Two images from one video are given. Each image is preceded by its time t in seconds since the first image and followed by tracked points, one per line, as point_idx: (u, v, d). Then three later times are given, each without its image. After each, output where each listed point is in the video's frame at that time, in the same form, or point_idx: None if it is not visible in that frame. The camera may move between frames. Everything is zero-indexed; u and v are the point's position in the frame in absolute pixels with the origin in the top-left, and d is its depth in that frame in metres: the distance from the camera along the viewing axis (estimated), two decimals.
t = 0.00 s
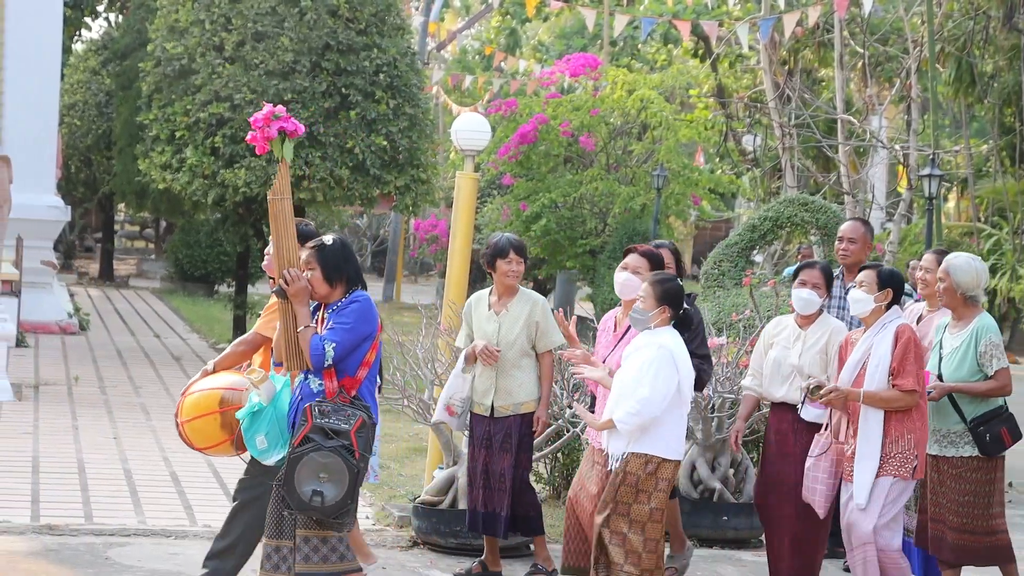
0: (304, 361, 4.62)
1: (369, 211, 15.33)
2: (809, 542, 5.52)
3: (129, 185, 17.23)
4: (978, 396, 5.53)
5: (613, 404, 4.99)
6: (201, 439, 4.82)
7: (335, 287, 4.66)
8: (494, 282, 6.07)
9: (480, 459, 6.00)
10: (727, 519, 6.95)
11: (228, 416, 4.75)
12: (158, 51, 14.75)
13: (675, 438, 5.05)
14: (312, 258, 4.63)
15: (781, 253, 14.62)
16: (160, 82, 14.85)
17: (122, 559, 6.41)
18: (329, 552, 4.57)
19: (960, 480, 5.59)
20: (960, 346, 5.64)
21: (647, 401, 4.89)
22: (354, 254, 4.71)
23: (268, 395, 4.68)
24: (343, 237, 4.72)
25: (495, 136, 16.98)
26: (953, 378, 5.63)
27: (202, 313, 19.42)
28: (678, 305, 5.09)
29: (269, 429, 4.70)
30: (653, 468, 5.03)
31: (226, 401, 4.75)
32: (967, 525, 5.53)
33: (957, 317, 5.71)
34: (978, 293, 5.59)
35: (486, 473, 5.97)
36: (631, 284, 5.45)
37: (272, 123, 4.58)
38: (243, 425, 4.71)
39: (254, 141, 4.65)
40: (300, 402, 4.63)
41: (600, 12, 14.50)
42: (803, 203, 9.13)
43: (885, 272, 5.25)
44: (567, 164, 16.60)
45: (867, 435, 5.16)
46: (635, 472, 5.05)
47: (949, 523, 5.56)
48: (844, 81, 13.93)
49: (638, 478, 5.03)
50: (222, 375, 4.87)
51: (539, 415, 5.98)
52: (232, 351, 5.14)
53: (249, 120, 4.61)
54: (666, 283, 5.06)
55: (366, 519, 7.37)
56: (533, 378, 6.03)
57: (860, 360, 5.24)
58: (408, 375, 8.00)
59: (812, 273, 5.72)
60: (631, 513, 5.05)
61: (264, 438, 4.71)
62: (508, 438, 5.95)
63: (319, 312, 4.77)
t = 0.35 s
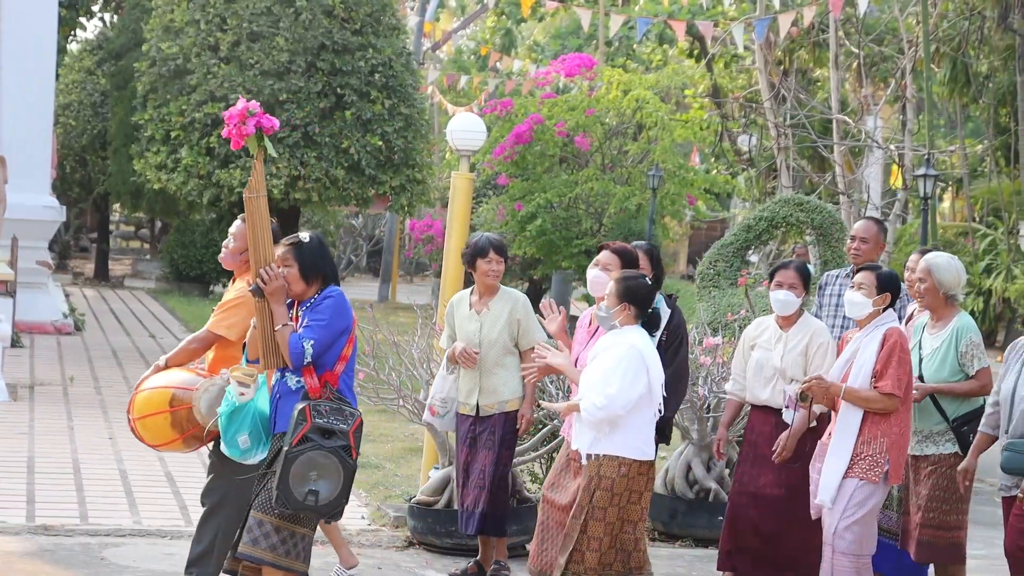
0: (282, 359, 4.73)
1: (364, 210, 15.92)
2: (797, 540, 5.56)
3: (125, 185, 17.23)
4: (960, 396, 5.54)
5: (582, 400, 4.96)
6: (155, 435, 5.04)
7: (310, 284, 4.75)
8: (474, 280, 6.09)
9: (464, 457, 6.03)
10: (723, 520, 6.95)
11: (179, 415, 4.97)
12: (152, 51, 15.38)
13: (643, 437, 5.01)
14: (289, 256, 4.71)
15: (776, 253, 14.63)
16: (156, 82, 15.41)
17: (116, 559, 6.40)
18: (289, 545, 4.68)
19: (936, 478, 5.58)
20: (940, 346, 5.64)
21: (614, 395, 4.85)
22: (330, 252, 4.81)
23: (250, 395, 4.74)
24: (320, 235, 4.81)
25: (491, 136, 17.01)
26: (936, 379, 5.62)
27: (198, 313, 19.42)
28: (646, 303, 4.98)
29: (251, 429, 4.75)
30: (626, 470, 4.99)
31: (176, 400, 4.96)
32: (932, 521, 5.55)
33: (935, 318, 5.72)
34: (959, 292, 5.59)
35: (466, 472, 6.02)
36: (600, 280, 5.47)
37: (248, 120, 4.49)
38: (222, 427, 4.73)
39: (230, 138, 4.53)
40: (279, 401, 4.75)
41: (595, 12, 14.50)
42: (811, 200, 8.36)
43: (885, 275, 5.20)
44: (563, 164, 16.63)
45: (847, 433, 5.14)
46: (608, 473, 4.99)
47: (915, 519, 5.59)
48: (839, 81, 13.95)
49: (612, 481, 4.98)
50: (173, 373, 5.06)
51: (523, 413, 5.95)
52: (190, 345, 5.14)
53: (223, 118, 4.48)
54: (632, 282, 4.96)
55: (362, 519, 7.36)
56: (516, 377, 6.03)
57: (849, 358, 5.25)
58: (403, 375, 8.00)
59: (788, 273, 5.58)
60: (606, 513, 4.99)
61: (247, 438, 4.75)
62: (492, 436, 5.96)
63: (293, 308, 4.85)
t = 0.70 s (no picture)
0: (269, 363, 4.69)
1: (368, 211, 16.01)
2: (770, 543, 5.57)
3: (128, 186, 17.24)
4: (951, 399, 5.52)
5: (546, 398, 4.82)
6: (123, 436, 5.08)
7: (293, 287, 4.71)
8: (474, 281, 6.10)
9: (467, 460, 6.02)
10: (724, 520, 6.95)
11: (145, 417, 4.99)
12: (157, 50, 15.40)
13: (613, 439, 4.94)
14: (271, 257, 4.67)
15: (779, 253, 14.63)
16: (159, 82, 15.52)
17: (119, 559, 6.41)
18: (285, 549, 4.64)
19: (928, 479, 5.58)
20: (932, 347, 5.62)
21: (584, 392, 4.75)
22: (314, 254, 4.76)
23: (238, 399, 4.69)
24: (303, 239, 4.78)
25: (494, 136, 17.02)
26: (927, 382, 5.60)
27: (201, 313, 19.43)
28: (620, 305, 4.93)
29: (241, 433, 4.72)
30: (603, 471, 4.94)
31: (144, 400, 4.98)
32: (923, 523, 5.54)
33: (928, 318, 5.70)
34: (954, 293, 5.62)
35: (472, 473, 6.00)
36: (564, 274, 5.66)
37: (224, 125, 4.54)
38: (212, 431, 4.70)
39: (203, 142, 4.59)
40: (266, 405, 4.69)
41: (598, 12, 14.47)
42: (816, 200, 8.35)
43: (892, 278, 5.20)
44: (566, 164, 16.62)
45: (835, 434, 5.15)
46: (586, 476, 4.95)
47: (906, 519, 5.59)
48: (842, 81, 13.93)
49: (590, 483, 4.94)
50: (138, 371, 5.13)
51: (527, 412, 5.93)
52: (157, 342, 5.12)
53: (200, 122, 4.58)
54: (608, 281, 4.94)
55: (365, 518, 7.37)
56: (516, 376, 5.99)
57: (844, 357, 5.24)
58: (407, 375, 8.02)
59: (760, 269, 5.62)
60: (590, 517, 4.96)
61: (237, 441, 4.72)
62: (496, 437, 5.95)
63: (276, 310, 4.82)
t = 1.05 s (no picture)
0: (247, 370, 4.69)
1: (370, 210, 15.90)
2: (743, 545, 5.57)
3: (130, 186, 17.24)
4: (938, 398, 5.53)
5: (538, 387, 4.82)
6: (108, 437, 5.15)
7: (272, 291, 4.76)
8: (484, 279, 6.10)
9: (471, 460, 6.01)
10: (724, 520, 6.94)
11: (138, 421, 5.07)
12: (158, 49, 15.69)
13: (602, 436, 5.02)
14: (248, 262, 4.72)
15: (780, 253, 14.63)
16: (160, 81, 15.77)
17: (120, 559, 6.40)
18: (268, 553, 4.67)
19: (916, 481, 5.56)
20: (922, 346, 5.65)
21: (582, 385, 4.79)
22: (290, 258, 4.82)
23: (212, 408, 4.75)
24: (279, 242, 4.82)
25: (496, 135, 17.04)
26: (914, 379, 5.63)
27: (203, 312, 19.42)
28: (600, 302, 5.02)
29: (213, 440, 4.73)
30: (591, 471, 5.01)
31: (135, 406, 5.05)
32: (915, 526, 5.50)
33: (919, 316, 5.73)
34: (947, 293, 5.64)
35: (477, 474, 5.99)
36: (537, 279, 5.80)
37: (195, 130, 4.76)
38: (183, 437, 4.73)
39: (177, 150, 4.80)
40: (246, 411, 4.72)
41: (600, 11, 14.48)
42: (817, 199, 8.31)
43: (882, 275, 5.23)
44: (568, 163, 16.62)
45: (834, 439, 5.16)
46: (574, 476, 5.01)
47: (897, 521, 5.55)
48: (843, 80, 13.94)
49: (578, 483, 5.00)
50: (119, 373, 5.18)
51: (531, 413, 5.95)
52: (135, 344, 5.18)
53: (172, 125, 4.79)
54: (588, 282, 5.00)
55: (367, 518, 7.36)
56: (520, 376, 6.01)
57: (837, 356, 5.26)
58: (409, 375, 8.02)
59: (745, 268, 5.63)
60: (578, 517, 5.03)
61: (209, 449, 4.73)
62: (501, 439, 5.97)
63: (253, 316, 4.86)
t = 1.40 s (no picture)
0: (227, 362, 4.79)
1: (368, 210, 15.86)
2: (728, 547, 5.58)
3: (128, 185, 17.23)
4: (930, 397, 5.53)
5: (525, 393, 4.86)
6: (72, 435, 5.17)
7: (250, 281, 4.78)
8: (485, 278, 6.13)
9: (465, 459, 6.01)
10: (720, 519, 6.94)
11: (102, 413, 5.11)
12: (157, 48, 15.80)
13: (581, 438, 5.06)
14: (227, 253, 4.75)
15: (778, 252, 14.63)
16: (159, 80, 15.93)
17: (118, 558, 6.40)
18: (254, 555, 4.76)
19: (908, 481, 5.59)
20: (914, 345, 5.65)
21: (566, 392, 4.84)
22: (269, 249, 4.83)
23: (204, 393, 4.78)
24: (258, 232, 4.83)
25: (494, 135, 17.04)
26: (907, 378, 5.63)
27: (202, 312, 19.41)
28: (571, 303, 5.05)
29: (203, 427, 4.78)
30: (568, 473, 5.03)
31: (98, 400, 5.10)
32: (910, 528, 5.56)
33: (912, 315, 5.73)
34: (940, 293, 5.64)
35: (467, 474, 6.01)
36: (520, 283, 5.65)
37: (174, 117, 4.80)
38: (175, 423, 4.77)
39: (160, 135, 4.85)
40: (223, 401, 4.78)
41: (599, 10, 14.48)
42: (816, 199, 8.28)
43: (845, 273, 5.19)
44: (566, 162, 16.61)
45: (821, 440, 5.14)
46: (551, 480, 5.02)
47: (889, 523, 5.61)
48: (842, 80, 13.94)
49: (555, 487, 5.01)
50: (84, 370, 5.21)
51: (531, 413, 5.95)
52: (98, 341, 5.18)
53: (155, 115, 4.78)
54: (558, 284, 5.00)
55: (365, 518, 7.35)
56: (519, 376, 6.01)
57: (818, 360, 5.25)
58: (407, 374, 8.01)
59: (739, 269, 5.61)
60: (554, 521, 5.03)
61: (199, 436, 4.77)
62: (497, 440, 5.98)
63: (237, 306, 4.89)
